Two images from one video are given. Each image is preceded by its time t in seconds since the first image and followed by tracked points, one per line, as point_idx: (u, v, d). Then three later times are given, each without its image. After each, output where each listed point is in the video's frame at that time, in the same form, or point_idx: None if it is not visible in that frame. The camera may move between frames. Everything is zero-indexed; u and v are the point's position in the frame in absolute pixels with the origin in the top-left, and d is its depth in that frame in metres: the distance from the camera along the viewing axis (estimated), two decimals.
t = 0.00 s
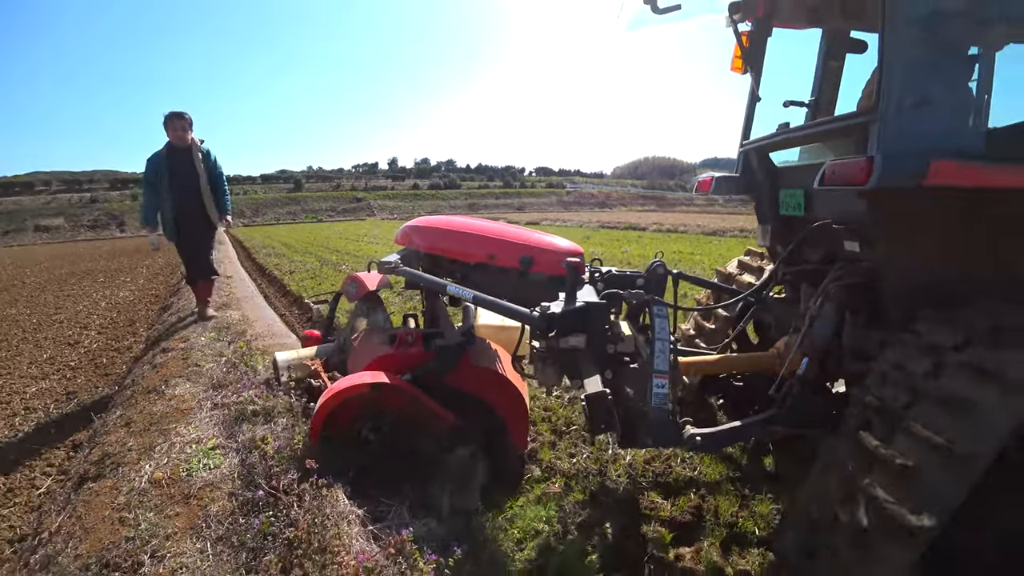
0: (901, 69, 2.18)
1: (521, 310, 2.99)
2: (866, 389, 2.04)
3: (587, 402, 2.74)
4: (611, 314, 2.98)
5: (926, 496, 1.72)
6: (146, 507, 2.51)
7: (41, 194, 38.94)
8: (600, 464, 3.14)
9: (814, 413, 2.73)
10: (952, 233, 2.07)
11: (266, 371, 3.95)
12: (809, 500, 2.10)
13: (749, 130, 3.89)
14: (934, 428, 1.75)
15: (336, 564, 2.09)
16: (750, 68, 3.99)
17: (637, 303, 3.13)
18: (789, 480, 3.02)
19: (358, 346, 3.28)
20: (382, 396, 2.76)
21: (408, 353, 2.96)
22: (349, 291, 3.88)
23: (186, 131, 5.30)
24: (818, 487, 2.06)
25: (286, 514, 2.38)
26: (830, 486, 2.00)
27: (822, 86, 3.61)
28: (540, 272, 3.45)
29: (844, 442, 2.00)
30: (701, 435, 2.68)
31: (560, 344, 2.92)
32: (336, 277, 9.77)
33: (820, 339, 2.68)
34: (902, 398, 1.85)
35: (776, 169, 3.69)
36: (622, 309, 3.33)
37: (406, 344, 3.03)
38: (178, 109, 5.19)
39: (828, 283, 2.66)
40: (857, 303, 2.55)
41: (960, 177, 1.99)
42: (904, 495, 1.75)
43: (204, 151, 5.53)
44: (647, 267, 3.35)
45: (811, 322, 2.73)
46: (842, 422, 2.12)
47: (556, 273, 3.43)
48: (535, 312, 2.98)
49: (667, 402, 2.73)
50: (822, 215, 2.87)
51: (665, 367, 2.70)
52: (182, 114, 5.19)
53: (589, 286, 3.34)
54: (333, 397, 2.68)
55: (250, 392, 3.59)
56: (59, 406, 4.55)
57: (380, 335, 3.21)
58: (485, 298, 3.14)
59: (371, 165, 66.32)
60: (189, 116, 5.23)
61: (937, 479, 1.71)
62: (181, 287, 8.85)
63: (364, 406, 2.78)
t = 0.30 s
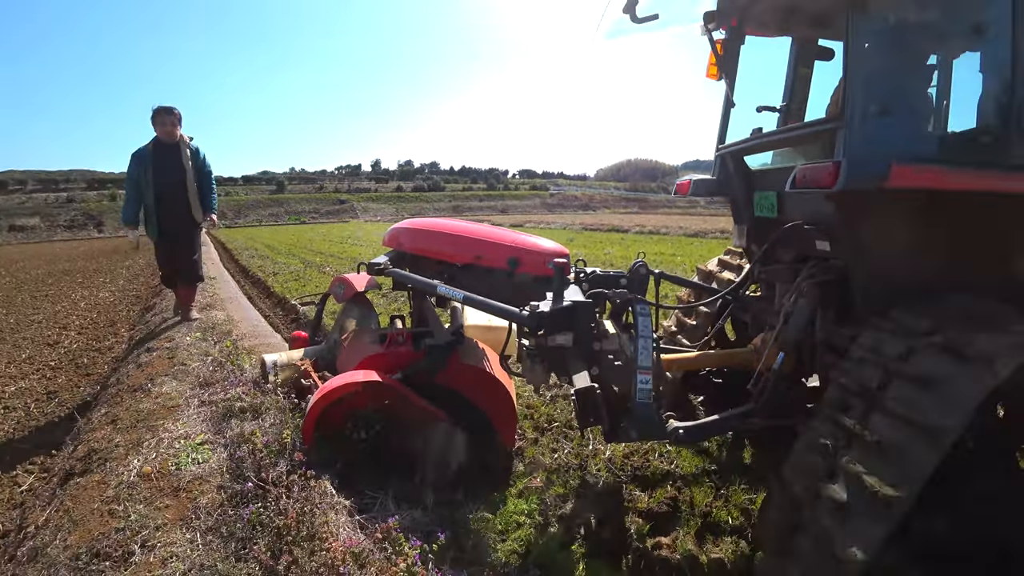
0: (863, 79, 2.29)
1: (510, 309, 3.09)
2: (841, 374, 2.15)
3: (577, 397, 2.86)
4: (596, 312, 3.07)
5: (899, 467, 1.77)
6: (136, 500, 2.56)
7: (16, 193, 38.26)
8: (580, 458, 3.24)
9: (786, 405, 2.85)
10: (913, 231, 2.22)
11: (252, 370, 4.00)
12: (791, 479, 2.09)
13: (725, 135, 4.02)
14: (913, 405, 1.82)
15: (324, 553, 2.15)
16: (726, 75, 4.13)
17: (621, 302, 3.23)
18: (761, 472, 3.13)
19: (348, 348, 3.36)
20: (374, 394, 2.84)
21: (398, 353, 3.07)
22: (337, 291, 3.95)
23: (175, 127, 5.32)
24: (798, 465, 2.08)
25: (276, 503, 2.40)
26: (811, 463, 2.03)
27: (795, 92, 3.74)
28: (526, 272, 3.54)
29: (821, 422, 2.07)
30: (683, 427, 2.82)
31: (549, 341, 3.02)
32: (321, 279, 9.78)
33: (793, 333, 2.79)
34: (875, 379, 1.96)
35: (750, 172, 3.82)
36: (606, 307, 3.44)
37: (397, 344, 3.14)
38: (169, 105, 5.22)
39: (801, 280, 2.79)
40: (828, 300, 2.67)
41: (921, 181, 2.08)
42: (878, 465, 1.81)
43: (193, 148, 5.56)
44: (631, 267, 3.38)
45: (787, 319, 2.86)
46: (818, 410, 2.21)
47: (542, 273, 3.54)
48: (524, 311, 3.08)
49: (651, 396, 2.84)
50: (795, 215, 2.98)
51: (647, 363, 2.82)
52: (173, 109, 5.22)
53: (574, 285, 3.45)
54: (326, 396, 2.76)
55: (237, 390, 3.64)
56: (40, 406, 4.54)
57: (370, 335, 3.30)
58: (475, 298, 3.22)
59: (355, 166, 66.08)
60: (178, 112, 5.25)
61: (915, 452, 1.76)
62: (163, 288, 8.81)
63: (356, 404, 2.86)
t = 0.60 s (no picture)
0: (832, 99, 2.49)
1: (499, 322, 3.18)
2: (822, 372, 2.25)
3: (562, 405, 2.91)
4: (583, 323, 3.16)
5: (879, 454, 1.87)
6: (138, 503, 2.69)
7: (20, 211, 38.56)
8: (567, 464, 3.33)
9: (766, 410, 2.93)
10: (889, 238, 2.35)
11: (251, 382, 4.12)
12: (780, 467, 2.08)
13: (706, 149, 4.17)
14: (891, 393, 1.94)
15: (312, 545, 2.30)
16: (705, 92, 4.28)
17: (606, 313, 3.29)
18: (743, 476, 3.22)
19: (346, 358, 3.45)
20: (370, 403, 2.98)
21: (395, 364, 3.21)
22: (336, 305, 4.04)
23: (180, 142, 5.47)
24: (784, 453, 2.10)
25: (271, 504, 2.54)
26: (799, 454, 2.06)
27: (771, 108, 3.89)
28: (514, 286, 3.67)
29: (808, 416, 2.15)
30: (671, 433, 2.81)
31: (538, 352, 3.12)
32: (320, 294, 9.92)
33: (776, 340, 2.86)
34: (857, 371, 2.08)
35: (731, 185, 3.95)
36: (593, 318, 3.52)
37: (393, 356, 3.26)
38: (175, 121, 5.38)
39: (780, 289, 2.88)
40: (808, 307, 2.77)
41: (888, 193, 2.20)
42: (864, 452, 1.90)
43: (197, 163, 5.71)
44: (616, 278, 3.51)
45: (768, 326, 2.95)
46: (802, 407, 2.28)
47: (529, 287, 3.65)
48: (512, 324, 3.16)
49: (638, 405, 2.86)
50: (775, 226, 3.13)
51: (634, 373, 2.83)
52: (179, 125, 5.38)
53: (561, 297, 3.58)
54: (324, 406, 2.89)
55: (236, 400, 3.76)
56: (44, 419, 4.66)
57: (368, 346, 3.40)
58: (467, 312, 3.34)
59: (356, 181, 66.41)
60: (184, 128, 5.41)
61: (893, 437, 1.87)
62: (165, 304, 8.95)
63: (353, 412, 2.98)
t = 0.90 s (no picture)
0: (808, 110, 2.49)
1: (493, 322, 3.24)
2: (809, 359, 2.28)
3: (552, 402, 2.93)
4: (574, 324, 3.22)
5: (864, 428, 1.91)
6: (148, 492, 2.87)
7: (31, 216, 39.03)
8: (557, 459, 3.47)
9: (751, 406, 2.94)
10: (867, 240, 2.38)
11: (256, 381, 4.29)
12: (768, 453, 2.14)
13: (695, 155, 4.28)
14: (875, 374, 1.96)
15: (306, 526, 2.45)
16: (694, 100, 4.39)
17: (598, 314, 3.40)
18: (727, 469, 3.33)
19: (347, 359, 3.56)
20: (368, 404, 3.03)
21: (392, 364, 3.24)
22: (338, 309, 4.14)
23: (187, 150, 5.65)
24: (772, 436, 2.15)
25: (271, 490, 2.71)
26: (785, 435, 2.11)
27: (759, 114, 3.98)
28: (508, 288, 3.79)
29: (794, 398, 2.18)
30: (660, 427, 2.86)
31: (526, 352, 3.16)
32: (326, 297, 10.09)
33: (761, 337, 2.96)
34: (844, 354, 2.08)
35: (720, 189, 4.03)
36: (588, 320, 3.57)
37: (391, 356, 3.28)
38: (182, 129, 5.56)
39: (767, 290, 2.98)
40: (793, 306, 2.85)
41: (862, 196, 2.24)
42: (846, 435, 1.93)
43: (203, 170, 5.89)
44: (605, 280, 3.60)
45: (754, 325, 3.04)
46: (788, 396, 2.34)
47: (523, 289, 3.78)
48: (506, 323, 3.23)
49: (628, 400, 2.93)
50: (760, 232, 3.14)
51: (622, 369, 2.94)
52: (186, 133, 5.56)
53: (554, 299, 3.67)
54: (324, 403, 3.00)
55: (241, 398, 3.92)
56: (59, 419, 4.84)
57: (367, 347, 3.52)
58: (463, 312, 3.45)
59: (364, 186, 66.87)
60: (192, 136, 5.60)
61: (876, 415, 1.90)
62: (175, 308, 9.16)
63: (353, 412, 3.06)
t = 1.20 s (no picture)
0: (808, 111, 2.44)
1: (493, 327, 3.23)
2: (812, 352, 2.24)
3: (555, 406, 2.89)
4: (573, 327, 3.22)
5: (868, 419, 1.90)
6: (143, 491, 2.90)
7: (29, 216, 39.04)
8: (551, 460, 3.50)
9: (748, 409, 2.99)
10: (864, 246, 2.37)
11: (252, 381, 4.32)
12: (772, 445, 2.16)
13: (691, 157, 4.31)
14: (879, 366, 1.93)
15: (299, 525, 2.47)
16: (691, 102, 4.41)
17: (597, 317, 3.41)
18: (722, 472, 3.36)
19: (343, 363, 3.55)
20: (365, 406, 3.03)
21: (386, 367, 3.25)
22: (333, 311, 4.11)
23: (177, 150, 5.68)
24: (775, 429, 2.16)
25: (265, 489, 2.74)
26: (789, 429, 2.12)
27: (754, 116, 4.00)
28: (507, 291, 3.83)
29: (797, 391, 2.17)
30: (660, 429, 2.89)
31: (527, 357, 3.13)
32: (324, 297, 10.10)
33: (759, 339, 2.98)
34: (849, 346, 2.05)
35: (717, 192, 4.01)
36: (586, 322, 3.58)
37: (386, 359, 3.29)
38: (172, 127, 5.60)
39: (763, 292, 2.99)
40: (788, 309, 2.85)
41: (859, 201, 2.23)
42: (845, 427, 1.93)
43: (194, 170, 5.91)
44: (604, 282, 3.62)
45: (751, 327, 3.06)
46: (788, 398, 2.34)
47: (521, 292, 3.83)
48: (506, 328, 3.20)
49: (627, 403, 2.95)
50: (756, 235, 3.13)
51: (623, 372, 2.95)
52: (176, 131, 5.60)
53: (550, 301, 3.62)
54: (318, 407, 2.95)
55: (238, 398, 3.95)
56: (56, 418, 4.86)
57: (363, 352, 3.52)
58: (462, 316, 3.44)
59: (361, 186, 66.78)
60: (182, 135, 5.63)
61: (881, 407, 1.89)
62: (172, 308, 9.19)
63: (349, 414, 3.05)
